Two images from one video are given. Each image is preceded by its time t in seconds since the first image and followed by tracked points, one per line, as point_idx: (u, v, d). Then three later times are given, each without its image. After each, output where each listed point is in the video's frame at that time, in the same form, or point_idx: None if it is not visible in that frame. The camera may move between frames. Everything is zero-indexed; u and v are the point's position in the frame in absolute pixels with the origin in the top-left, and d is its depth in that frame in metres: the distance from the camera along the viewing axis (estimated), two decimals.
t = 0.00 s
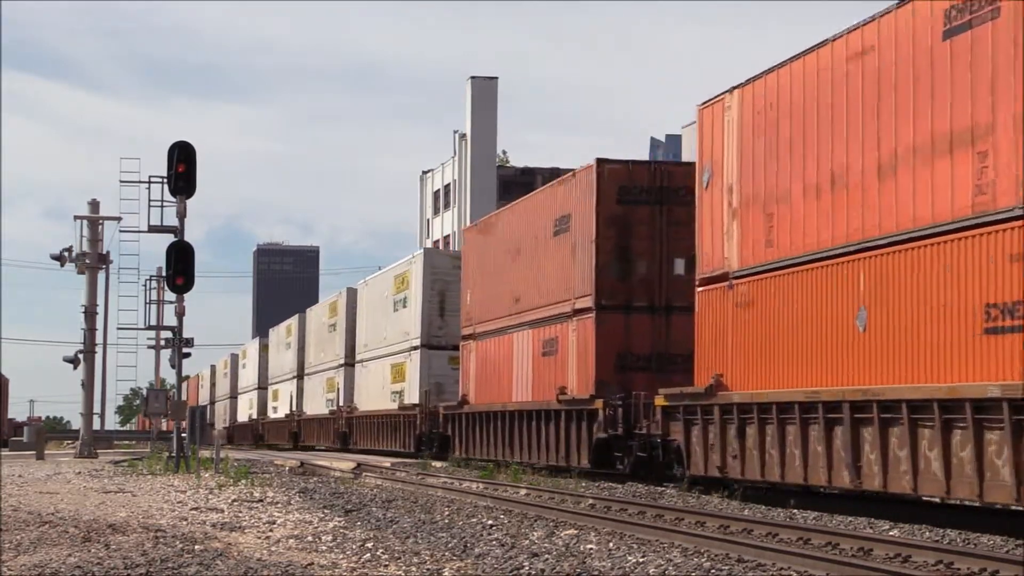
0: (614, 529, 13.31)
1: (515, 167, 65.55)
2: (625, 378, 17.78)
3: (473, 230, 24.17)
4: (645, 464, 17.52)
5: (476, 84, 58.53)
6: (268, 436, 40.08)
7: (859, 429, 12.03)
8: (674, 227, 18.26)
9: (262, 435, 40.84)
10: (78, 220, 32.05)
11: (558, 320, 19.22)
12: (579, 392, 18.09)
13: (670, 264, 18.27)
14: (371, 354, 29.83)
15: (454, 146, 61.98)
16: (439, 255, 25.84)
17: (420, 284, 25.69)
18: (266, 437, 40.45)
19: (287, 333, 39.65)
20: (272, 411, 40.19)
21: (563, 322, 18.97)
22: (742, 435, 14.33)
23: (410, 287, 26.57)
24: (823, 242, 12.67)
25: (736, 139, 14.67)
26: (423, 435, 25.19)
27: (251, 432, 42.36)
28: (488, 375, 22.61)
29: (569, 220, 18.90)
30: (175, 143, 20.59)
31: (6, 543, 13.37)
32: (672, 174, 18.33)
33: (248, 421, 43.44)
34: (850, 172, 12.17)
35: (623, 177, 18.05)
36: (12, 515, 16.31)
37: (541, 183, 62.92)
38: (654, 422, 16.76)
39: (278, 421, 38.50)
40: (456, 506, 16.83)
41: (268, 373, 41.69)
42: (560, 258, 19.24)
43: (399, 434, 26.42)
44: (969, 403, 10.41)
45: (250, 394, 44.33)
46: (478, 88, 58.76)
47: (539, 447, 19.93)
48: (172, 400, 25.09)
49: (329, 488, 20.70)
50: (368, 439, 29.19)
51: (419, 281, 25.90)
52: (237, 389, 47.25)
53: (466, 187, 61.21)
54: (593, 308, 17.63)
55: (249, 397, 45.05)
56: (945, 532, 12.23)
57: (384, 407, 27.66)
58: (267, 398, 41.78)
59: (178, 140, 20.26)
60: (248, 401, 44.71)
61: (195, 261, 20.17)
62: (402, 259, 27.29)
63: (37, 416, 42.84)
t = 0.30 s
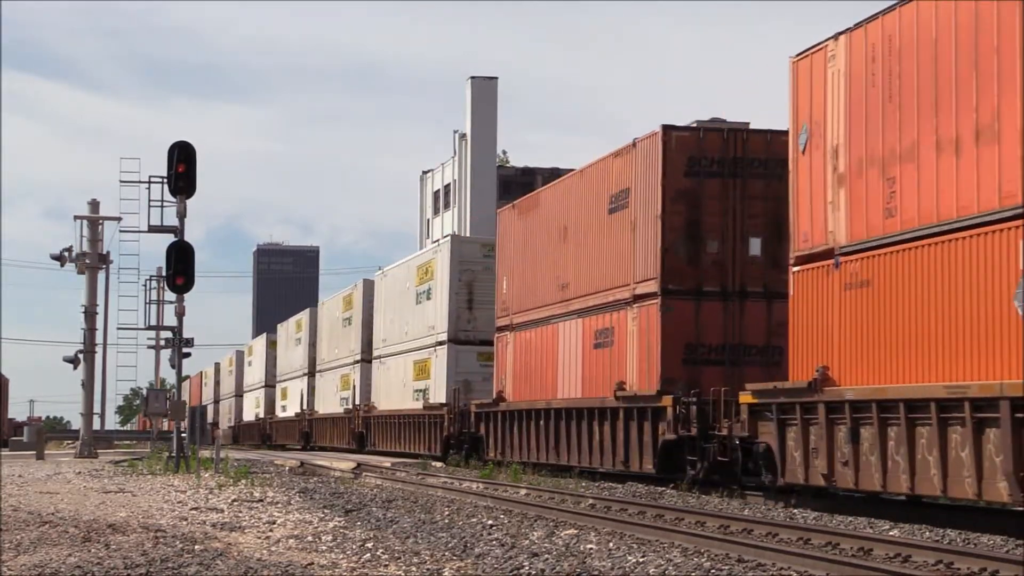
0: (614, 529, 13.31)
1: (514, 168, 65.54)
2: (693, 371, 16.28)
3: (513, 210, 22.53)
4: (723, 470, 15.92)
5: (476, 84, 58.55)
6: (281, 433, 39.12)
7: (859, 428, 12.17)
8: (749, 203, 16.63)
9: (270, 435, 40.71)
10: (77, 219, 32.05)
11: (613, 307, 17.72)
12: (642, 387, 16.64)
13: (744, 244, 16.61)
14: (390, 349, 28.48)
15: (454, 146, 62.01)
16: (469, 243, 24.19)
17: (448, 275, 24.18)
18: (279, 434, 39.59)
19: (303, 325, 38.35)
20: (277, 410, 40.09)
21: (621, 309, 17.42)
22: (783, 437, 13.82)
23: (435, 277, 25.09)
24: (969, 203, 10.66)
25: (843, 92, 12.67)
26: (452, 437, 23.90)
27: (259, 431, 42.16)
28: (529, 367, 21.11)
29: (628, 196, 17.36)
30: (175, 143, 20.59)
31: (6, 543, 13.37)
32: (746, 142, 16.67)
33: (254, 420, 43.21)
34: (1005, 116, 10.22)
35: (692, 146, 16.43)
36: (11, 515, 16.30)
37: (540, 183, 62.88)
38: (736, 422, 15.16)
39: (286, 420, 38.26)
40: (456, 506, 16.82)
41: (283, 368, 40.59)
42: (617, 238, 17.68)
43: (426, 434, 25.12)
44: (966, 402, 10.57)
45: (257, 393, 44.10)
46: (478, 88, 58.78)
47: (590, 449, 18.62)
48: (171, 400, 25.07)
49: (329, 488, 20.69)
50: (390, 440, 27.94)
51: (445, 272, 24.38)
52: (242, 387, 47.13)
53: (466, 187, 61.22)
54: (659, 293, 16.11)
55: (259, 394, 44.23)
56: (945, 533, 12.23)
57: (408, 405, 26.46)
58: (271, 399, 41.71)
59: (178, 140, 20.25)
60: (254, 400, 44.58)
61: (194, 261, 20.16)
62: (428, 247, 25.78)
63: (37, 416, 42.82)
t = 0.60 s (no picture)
0: (614, 529, 13.31)
1: (514, 168, 65.57)
2: (781, 364, 14.15)
3: (554, 188, 20.55)
4: (820, 479, 13.69)
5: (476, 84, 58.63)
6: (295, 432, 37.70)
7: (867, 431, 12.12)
8: (842, 171, 14.46)
9: (281, 437, 39.96)
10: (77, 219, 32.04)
11: (680, 292, 15.68)
12: (717, 384, 14.56)
13: (837, 220, 14.43)
14: (414, 343, 26.73)
15: (454, 146, 62.06)
16: (502, 226, 22.26)
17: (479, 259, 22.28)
18: (293, 434, 38.13)
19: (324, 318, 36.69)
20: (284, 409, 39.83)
21: (691, 294, 15.33)
22: (885, 441, 12.11)
23: (465, 263, 23.14)
24: None
25: (994, 29, 10.52)
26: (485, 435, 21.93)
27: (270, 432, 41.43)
28: (577, 361, 19.08)
29: (697, 166, 15.32)
30: (175, 143, 20.59)
31: (6, 543, 13.37)
32: (836, 102, 14.56)
33: (263, 421, 42.51)
34: None
35: (774, 106, 14.40)
36: (12, 515, 16.31)
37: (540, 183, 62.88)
38: (847, 422, 12.94)
39: (297, 419, 37.45)
40: (456, 506, 16.82)
41: (299, 363, 38.98)
42: (685, 215, 15.63)
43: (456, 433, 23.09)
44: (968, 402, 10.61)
45: (266, 391, 43.46)
46: (478, 88, 58.84)
47: (650, 453, 16.54)
48: (171, 400, 25.06)
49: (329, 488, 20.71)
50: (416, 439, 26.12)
51: (477, 258, 22.40)
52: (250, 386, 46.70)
53: (466, 187, 61.26)
54: (740, 275, 14.06)
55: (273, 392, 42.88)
56: (945, 532, 12.23)
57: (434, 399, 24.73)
58: (275, 399, 41.54)
59: (178, 140, 20.25)
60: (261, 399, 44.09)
61: (194, 261, 20.17)
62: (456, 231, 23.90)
63: (37, 416, 42.85)
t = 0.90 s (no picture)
0: (614, 529, 13.31)
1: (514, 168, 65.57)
2: (899, 351, 12.39)
3: (612, 160, 18.73)
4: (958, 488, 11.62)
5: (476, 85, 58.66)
6: (309, 432, 36.25)
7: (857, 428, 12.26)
8: (967, 130, 12.71)
9: (292, 437, 38.81)
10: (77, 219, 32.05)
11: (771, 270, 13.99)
12: (822, 373, 12.82)
13: (959, 185, 12.70)
14: (440, 337, 25.12)
15: (454, 146, 62.08)
16: (542, 209, 20.49)
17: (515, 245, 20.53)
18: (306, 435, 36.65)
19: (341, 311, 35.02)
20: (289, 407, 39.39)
21: (787, 271, 13.60)
22: None
23: (499, 249, 21.43)
24: None
25: None
26: (527, 438, 20.20)
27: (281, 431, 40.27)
28: (639, 352, 17.32)
29: (793, 126, 13.56)
30: (175, 143, 20.59)
31: (6, 543, 13.37)
32: (961, 50, 12.76)
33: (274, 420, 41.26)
34: None
35: (891, 55, 12.62)
36: (11, 515, 16.31)
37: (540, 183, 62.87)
38: (1005, 422, 10.94)
39: (309, 418, 36.20)
40: (456, 505, 16.83)
41: (313, 359, 37.39)
42: (780, 183, 13.80)
43: (493, 434, 21.41)
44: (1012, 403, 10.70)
45: (275, 388, 42.40)
46: (478, 88, 58.87)
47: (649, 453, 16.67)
48: (171, 400, 25.07)
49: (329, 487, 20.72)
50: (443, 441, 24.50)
51: (515, 243, 20.64)
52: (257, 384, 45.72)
53: (466, 188, 61.29)
54: (852, 250, 12.32)
55: (287, 390, 41.39)
56: (945, 532, 12.22)
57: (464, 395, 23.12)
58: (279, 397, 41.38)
59: (178, 140, 20.25)
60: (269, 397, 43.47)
61: (195, 260, 20.17)
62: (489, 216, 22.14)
63: (37, 416, 42.93)
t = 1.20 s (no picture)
0: (614, 529, 13.31)
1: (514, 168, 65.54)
2: None
3: (684, 125, 16.55)
4: None
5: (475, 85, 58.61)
6: (321, 433, 34.50)
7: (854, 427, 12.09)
8: None
9: (300, 437, 36.93)
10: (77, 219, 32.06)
11: (895, 246, 11.88)
12: (963, 366, 10.70)
13: None
14: (470, 331, 23.44)
15: (454, 146, 62.05)
16: (591, 185, 18.83)
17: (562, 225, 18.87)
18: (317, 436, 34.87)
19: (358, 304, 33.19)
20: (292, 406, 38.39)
21: (920, 246, 11.46)
22: None
23: (541, 231, 19.75)
24: None
25: None
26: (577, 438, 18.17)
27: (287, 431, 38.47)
28: (715, 343, 15.28)
29: (928, 75, 11.45)
30: (175, 143, 20.59)
31: (6, 542, 13.37)
32: None
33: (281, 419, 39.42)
34: None
35: None
36: (11, 515, 16.30)
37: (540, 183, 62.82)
38: None
39: (320, 419, 34.39)
40: (456, 505, 16.82)
41: (325, 356, 35.49)
42: (910, 142, 11.67)
43: (534, 434, 19.57)
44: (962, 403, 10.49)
45: (281, 386, 40.70)
46: (478, 88, 58.83)
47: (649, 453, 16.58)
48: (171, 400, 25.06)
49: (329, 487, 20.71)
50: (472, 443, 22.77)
51: (561, 224, 18.95)
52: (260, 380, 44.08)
53: (466, 187, 61.26)
54: (1010, 217, 10.16)
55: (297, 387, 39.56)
56: (945, 532, 12.22)
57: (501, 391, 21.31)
58: (273, 395, 41.20)
59: (178, 140, 20.25)
60: (270, 397, 42.48)
61: (195, 260, 20.17)
62: (530, 196, 20.43)
63: (37, 416, 42.93)
